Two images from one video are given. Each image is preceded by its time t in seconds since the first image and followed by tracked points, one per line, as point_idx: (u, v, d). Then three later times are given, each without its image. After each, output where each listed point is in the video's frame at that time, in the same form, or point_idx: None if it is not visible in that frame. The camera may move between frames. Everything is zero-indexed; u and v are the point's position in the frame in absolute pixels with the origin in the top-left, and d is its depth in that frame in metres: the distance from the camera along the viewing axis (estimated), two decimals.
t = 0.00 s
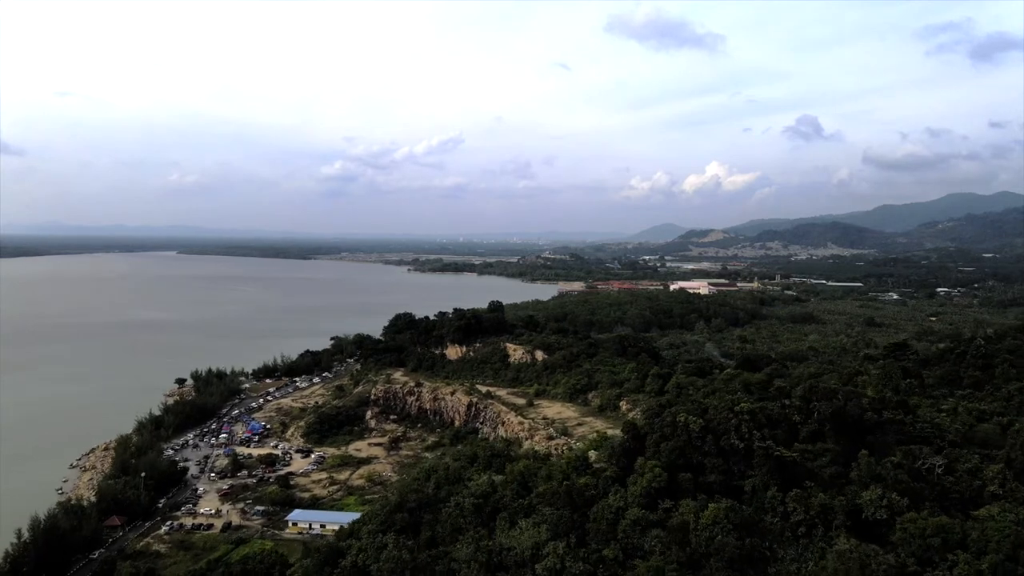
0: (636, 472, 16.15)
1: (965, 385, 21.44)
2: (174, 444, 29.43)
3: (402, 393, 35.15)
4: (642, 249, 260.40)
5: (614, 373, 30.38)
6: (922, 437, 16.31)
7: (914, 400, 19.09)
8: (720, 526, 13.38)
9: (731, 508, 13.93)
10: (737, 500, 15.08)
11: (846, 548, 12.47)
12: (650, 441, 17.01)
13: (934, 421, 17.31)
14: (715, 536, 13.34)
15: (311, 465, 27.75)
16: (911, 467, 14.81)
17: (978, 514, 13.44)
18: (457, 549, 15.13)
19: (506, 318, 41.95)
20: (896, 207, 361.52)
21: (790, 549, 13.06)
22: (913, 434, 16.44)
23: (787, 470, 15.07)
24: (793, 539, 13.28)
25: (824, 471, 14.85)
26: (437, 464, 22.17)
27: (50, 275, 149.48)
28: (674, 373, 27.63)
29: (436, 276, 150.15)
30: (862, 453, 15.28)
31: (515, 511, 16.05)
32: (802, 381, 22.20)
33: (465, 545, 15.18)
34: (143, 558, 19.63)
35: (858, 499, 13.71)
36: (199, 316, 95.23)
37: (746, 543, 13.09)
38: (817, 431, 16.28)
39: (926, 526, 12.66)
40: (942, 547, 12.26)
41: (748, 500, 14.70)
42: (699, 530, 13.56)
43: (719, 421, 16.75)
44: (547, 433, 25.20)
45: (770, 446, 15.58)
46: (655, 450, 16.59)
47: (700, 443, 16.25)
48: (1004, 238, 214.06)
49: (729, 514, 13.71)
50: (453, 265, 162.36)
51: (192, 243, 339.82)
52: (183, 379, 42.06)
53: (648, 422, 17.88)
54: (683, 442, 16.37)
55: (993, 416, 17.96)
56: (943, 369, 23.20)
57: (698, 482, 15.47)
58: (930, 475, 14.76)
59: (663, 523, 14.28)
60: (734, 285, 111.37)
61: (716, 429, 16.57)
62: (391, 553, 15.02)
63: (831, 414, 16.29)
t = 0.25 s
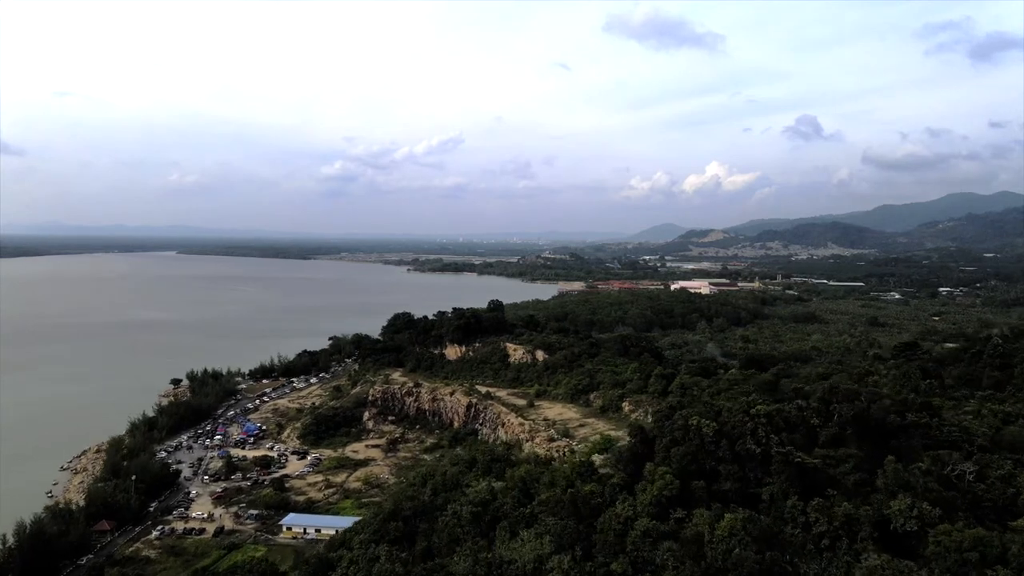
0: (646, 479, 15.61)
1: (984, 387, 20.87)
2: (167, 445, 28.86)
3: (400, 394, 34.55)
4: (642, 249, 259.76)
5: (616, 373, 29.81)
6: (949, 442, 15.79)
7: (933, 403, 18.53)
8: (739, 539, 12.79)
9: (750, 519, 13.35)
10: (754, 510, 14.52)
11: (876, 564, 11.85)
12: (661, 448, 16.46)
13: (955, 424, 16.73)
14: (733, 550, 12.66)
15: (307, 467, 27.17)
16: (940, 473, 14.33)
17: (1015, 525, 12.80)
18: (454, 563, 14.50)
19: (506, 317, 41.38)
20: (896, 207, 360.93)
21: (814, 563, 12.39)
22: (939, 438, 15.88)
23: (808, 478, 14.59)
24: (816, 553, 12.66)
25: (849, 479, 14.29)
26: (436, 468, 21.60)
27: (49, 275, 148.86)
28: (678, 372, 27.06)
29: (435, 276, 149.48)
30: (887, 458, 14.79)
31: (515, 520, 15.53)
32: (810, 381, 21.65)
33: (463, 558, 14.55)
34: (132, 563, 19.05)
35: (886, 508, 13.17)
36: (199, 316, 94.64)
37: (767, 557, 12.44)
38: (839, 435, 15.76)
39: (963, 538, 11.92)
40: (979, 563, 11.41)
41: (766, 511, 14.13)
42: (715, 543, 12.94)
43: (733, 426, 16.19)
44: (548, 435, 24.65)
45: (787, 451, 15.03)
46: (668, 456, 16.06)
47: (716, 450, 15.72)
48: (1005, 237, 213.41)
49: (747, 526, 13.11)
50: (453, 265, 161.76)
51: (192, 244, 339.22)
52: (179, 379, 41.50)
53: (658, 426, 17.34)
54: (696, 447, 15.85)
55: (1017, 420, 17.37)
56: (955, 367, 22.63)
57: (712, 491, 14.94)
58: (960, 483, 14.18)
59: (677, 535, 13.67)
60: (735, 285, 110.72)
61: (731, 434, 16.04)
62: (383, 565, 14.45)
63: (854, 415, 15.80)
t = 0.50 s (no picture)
0: (657, 487, 15.08)
1: (1000, 388, 20.32)
2: (160, 447, 28.27)
3: (398, 394, 33.97)
4: (643, 249, 259.17)
5: (619, 373, 29.23)
6: (981, 447, 15.18)
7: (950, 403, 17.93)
8: (758, 551, 12.21)
9: (769, 530, 12.76)
10: (773, 520, 13.99)
11: None
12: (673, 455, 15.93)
13: (985, 427, 16.08)
14: (753, 564, 12.04)
15: (303, 469, 26.58)
16: (974, 480, 13.67)
17: None
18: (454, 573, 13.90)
19: (506, 317, 40.79)
20: (896, 207, 360.62)
21: None
22: (970, 443, 15.30)
23: (832, 486, 14.03)
24: (842, 568, 12.08)
25: (876, 487, 13.72)
26: (434, 473, 21.04)
27: (48, 275, 148.20)
28: (682, 373, 26.51)
29: (435, 275, 148.92)
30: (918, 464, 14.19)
31: (515, 530, 15.01)
32: (818, 381, 21.08)
33: (462, 570, 13.97)
34: (121, 570, 18.46)
35: (916, 519, 12.58)
36: (198, 316, 94.03)
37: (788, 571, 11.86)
38: (862, 439, 15.20)
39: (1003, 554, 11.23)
40: None
41: (787, 522, 13.58)
42: (732, 556, 12.36)
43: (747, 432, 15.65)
44: (549, 438, 24.10)
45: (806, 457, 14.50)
46: (680, 463, 15.54)
47: (733, 457, 15.21)
48: (1006, 237, 212.92)
49: (767, 538, 12.54)
50: (453, 265, 161.20)
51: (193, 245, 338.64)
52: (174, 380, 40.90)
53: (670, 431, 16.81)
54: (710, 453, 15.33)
55: None
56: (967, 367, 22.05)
57: (727, 499, 14.41)
58: (994, 489, 13.55)
59: (691, 548, 13.12)
60: (736, 284, 110.15)
61: (748, 439, 15.48)
62: None
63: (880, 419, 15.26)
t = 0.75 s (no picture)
0: (669, 496, 14.54)
1: (1014, 389, 19.76)
2: (153, 449, 27.70)
3: (396, 395, 33.37)
4: (643, 249, 258.58)
5: (621, 373, 28.63)
6: (1016, 451, 14.60)
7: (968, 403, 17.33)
8: (780, 567, 11.61)
9: (793, 544, 12.17)
10: (796, 531, 13.44)
11: None
12: (687, 461, 15.40)
13: (1019, 431, 15.45)
14: None
15: (298, 471, 26.00)
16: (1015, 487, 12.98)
17: None
18: None
19: (506, 316, 40.19)
20: (897, 207, 360.20)
21: None
22: (1004, 448, 14.72)
23: (861, 495, 13.46)
24: None
25: (908, 497, 13.12)
26: (433, 477, 20.45)
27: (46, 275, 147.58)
28: (685, 373, 25.95)
29: (435, 275, 148.30)
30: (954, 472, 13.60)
31: (516, 543, 14.38)
32: (827, 382, 20.51)
33: None
34: None
35: (953, 530, 11.96)
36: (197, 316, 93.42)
37: None
38: (889, 444, 14.68)
39: None
40: None
41: (811, 535, 12.95)
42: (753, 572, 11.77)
43: (764, 436, 15.09)
44: (551, 441, 23.52)
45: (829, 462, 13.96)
46: (695, 471, 14.96)
47: (751, 463, 14.69)
48: (1007, 237, 212.46)
49: (793, 551, 11.94)
50: (453, 264, 160.75)
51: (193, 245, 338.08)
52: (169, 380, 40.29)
53: (681, 435, 16.26)
54: (727, 458, 14.81)
55: None
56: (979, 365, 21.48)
57: (746, 509, 13.84)
58: None
59: (708, 563, 12.54)
60: (736, 284, 109.57)
61: (767, 444, 14.95)
62: None
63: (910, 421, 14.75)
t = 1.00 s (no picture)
0: (683, 507, 13.98)
1: None
2: (145, 451, 27.12)
3: (394, 395, 32.80)
4: (642, 249, 257.94)
5: (623, 373, 28.07)
6: None
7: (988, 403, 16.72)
8: None
9: (822, 560, 11.61)
10: (822, 544, 12.93)
11: None
12: (703, 468, 14.88)
13: None
14: None
15: (293, 474, 25.42)
16: None
17: None
18: None
19: (505, 315, 39.63)
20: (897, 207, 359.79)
21: None
22: None
23: (895, 506, 12.94)
24: None
25: (946, 509, 12.51)
26: (431, 482, 19.86)
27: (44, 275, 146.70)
28: (689, 372, 25.38)
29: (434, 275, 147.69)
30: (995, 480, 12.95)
31: (518, 555, 13.72)
32: (837, 383, 19.95)
33: None
34: None
35: (995, 545, 11.29)
36: (195, 316, 92.74)
37: None
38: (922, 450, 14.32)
39: None
40: None
41: (838, 548, 12.29)
42: None
43: (785, 441, 14.53)
44: (552, 443, 22.97)
45: (857, 470, 13.29)
46: (712, 480, 14.42)
47: (771, 470, 14.15)
48: (1008, 237, 212.01)
49: (821, 568, 11.36)
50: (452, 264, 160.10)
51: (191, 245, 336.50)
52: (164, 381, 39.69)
53: (697, 441, 15.74)
54: (745, 465, 14.30)
55: None
56: (990, 363, 20.93)
57: (768, 520, 13.26)
58: None
59: None
60: (737, 284, 108.96)
61: (790, 448, 14.42)
62: None
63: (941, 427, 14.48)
